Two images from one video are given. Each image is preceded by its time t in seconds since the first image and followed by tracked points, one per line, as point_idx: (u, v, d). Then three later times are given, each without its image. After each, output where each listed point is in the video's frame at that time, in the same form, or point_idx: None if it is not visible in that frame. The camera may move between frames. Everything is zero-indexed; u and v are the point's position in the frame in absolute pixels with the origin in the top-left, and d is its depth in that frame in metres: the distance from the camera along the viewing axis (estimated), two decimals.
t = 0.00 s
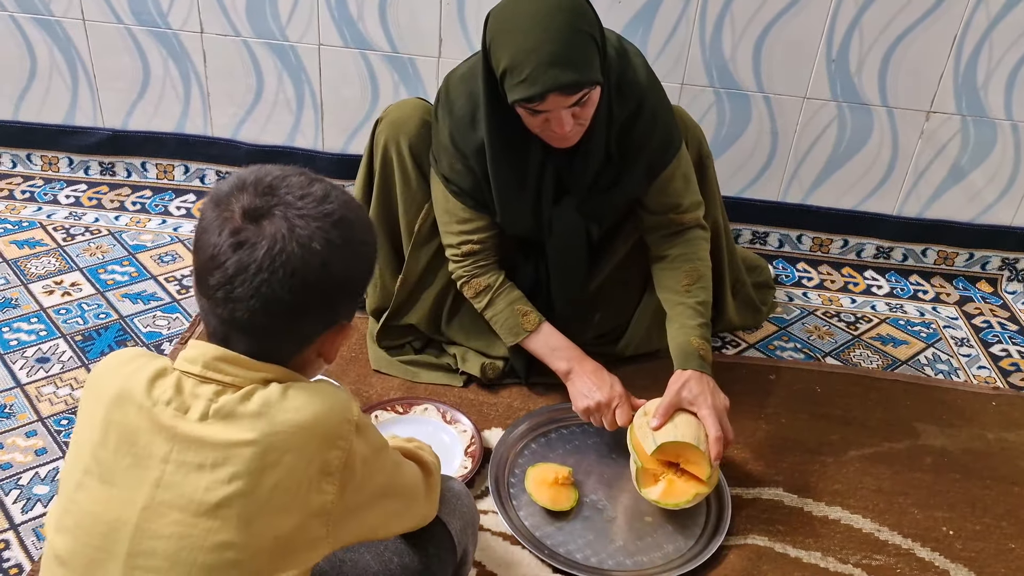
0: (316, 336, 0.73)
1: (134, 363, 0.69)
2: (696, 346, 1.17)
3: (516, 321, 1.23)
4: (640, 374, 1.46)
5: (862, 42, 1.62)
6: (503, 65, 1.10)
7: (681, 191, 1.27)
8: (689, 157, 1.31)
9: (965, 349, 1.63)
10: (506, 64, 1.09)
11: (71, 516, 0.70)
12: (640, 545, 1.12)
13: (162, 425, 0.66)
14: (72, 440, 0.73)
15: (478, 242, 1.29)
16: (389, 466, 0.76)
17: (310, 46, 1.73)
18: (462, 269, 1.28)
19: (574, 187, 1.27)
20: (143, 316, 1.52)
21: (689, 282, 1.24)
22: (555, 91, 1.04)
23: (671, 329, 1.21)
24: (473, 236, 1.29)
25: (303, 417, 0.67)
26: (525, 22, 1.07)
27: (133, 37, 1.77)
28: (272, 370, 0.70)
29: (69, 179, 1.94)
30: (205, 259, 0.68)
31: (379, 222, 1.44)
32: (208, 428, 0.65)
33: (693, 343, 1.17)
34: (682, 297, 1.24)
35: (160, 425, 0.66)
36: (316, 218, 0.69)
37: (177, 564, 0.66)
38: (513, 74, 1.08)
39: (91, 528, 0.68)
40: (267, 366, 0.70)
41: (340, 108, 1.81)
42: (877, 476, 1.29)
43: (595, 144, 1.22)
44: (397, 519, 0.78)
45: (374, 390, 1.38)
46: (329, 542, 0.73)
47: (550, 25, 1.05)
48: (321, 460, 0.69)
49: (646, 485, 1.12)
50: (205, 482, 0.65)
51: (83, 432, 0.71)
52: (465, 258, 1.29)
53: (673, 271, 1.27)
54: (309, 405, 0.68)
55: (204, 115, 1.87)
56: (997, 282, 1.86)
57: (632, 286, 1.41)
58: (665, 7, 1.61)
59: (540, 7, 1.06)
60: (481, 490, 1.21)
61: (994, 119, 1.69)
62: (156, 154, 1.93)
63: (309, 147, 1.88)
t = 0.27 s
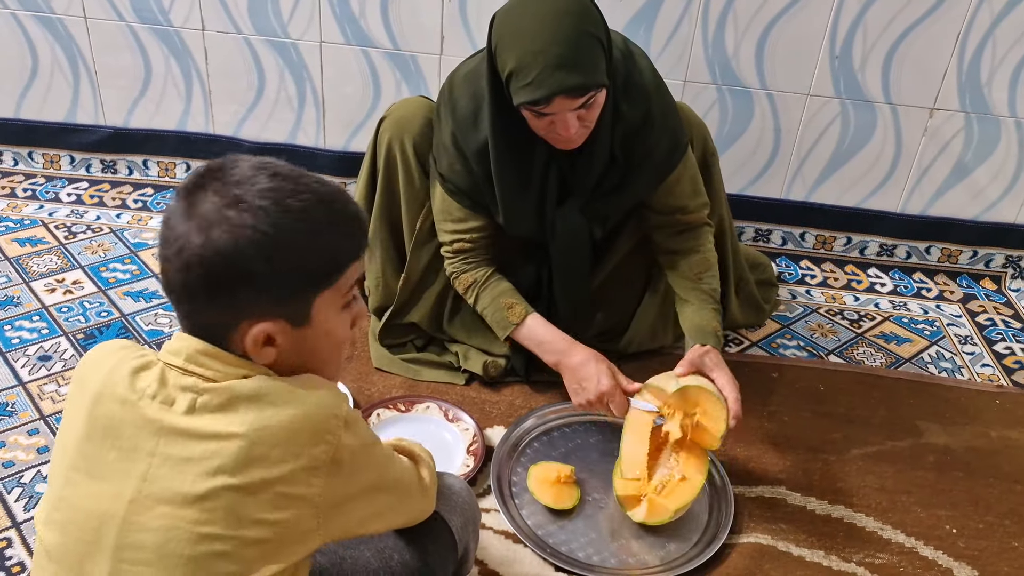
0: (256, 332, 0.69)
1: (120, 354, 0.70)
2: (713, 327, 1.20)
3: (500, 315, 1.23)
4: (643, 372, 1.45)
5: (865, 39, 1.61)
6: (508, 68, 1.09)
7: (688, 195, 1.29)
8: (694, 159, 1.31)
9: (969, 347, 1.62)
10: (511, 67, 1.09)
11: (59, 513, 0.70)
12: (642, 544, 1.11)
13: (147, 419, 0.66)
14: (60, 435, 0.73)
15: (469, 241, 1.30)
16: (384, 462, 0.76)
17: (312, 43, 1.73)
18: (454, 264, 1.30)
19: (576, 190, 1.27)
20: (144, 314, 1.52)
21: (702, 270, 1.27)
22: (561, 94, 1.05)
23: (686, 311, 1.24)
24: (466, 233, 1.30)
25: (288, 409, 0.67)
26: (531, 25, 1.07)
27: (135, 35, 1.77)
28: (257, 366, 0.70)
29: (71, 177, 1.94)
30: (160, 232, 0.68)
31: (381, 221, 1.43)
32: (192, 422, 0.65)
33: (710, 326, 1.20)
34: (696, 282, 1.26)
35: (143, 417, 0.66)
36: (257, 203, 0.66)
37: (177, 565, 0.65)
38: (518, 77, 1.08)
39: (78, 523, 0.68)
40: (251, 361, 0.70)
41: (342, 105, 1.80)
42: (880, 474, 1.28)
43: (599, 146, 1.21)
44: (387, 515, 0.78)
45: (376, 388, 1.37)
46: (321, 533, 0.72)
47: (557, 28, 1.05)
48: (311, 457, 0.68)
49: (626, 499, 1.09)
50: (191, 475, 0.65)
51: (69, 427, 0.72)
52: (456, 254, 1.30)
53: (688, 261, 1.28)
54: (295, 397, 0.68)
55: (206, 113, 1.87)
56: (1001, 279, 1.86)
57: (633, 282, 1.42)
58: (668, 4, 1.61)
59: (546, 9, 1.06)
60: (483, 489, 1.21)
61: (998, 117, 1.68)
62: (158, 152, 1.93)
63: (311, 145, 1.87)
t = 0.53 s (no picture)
0: (195, 343, 0.68)
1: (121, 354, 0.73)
2: (727, 330, 1.23)
3: (491, 316, 1.24)
4: (644, 371, 1.45)
5: (867, 36, 1.61)
6: (511, 65, 1.09)
7: (689, 195, 1.29)
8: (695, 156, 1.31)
9: (971, 344, 1.62)
10: (515, 65, 1.08)
11: (48, 520, 0.72)
12: (644, 544, 1.12)
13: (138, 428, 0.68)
14: (60, 437, 0.76)
15: (466, 241, 1.31)
16: (373, 478, 0.77)
17: (313, 43, 1.73)
18: (449, 262, 1.31)
19: (580, 188, 1.27)
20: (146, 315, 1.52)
21: (711, 271, 1.29)
22: (565, 91, 1.04)
23: (699, 314, 1.26)
24: (464, 232, 1.31)
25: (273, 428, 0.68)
26: (534, 23, 1.07)
27: (136, 36, 1.77)
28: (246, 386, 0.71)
29: (73, 178, 1.94)
30: (121, 233, 0.70)
31: (381, 220, 1.43)
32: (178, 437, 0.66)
33: (724, 329, 1.23)
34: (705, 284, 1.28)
35: (134, 426, 0.68)
36: (206, 216, 0.66)
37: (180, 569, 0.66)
38: (523, 75, 1.07)
39: (64, 532, 0.69)
40: (237, 381, 0.71)
41: (343, 105, 1.80)
42: (882, 473, 1.28)
43: (602, 144, 1.21)
44: (378, 527, 0.79)
45: (377, 388, 1.38)
46: (300, 546, 0.73)
47: (561, 25, 1.05)
48: (298, 471, 0.69)
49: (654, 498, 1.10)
50: (173, 490, 0.66)
51: (67, 430, 0.74)
52: (452, 253, 1.31)
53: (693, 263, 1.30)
54: (283, 421, 0.69)
55: (207, 113, 1.87)
56: (1003, 277, 1.86)
57: (636, 276, 1.42)
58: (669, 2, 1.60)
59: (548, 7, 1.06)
60: (486, 489, 1.21)
61: (1000, 114, 1.68)
62: (159, 152, 1.93)
63: (313, 145, 1.88)
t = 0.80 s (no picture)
0: (178, 369, 0.66)
1: (119, 365, 0.74)
2: (723, 322, 1.23)
3: (518, 317, 1.23)
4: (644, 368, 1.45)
5: (862, 30, 1.61)
6: (509, 65, 1.09)
7: (686, 191, 1.29)
8: (690, 150, 1.31)
9: (971, 336, 1.62)
10: (512, 65, 1.08)
11: (46, 535, 0.72)
12: (646, 541, 1.12)
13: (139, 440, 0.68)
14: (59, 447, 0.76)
15: (482, 239, 1.29)
16: (374, 485, 0.77)
17: (307, 45, 1.72)
18: (468, 266, 1.30)
19: (580, 187, 1.27)
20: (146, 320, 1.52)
21: (707, 266, 1.30)
22: (564, 89, 1.04)
23: (695, 305, 1.26)
24: (481, 233, 1.29)
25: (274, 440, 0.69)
26: (530, 22, 1.07)
27: (130, 41, 1.77)
28: (246, 399, 0.70)
29: (70, 185, 1.94)
30: (88, 261, 0.68)
31: (381, 222, 1.43)
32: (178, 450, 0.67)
33: (721, 320, 1.23)
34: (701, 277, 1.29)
35: (134, 440, 0.68)
36: (167, 240, 0.63)
37: None
38: (520, 74, 1.07)
39: (63, 547, 0.69)
40: (234, 395, 0.70)
41: (339, 107, 1.80)
42: (884, 467, 1.28)
43: (601, 142, 1.21)
44: (377, 531, 0.79)
45: (377, 390, 1.38)
46: (301, 554, 0.73)
47: (557, 23, 1.05)
48: (298, 478, 0.69)
49: (683, 506, 1.07)
50: (174, 504, 0.66)
51: (67, 440, 0.74)
52: (469, 256, 1.30)
53: (691, 261, 1.31)
54: (284, 433, 0.69)
55: (203, 117, 1.87)
56: (1002, 268, 1.85)
57: (636, 268, 1.41)
58: None
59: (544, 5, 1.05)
60: (487, 489, 1.21)
61: (997, 105, 1.68)
62: (156, 157, 1.93)
63: (309, 147, 1.87)
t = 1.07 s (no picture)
0: (175, 393, 0.65)
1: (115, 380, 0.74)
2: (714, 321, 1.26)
3: (499, 312, 1.24)
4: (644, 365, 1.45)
5: (852, 20, 1.61)
6: (510, 65, 1.09)
7: (677, 192, 1.30)
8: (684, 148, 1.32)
9: (970, 324, 1.62)
10: (513, 65, 1.08)
11: (48, 554, 0.72)
12: (650, 539, 1.11)
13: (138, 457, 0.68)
14: (59, 465, 0.76)
15: (467, 239, 1.30)
16: (375, 495, 0.77)
17: (297, 52, 1.72)
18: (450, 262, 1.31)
19: (576, 184, 1.26)
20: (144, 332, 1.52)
21: (699, 266, 1.31)
22: (567, 88, 1.05)
23: (687, 305, 1.28)
24: (465, 231, 1.30)
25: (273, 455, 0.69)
26: (530, 22, 1.07)
27: (120, 53, 1.77)
28: (246, 416, 0.70)
29: (64, 198, 1.94)
30: (71, 291, 0.67)
31: (377, 226, 1.43)
32: (179, 467, 0.67)
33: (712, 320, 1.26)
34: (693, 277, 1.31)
35: (134, 457, 0.68)
36: (150, 266, 0.62)
37: None
38: (523, 74, 1.07)
39: (65, 566, 0.69)
40: (232, 412, 0.70)
41: (331, 113, 1.80)
42: (887, 457, 1.28)
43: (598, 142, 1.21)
44: (379, 540, 0.79)
45: (377, 395, 1.37)
46: (304, 566, 0.72)
47: (559, 22, 1.05)
48: (297, 491, 0.69)
49: (697, 505, 1.07)
50: (175, 522, 0.66)
51: (66, 459, 0.74)
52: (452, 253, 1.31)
53: (682, 262, 1.32)
54: (284, 449, 0.70)
55: (195, 127, 1.86)
56: (999, 254, 1.85)
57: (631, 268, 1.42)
58: None
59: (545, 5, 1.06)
60: (490, 491, 1.21)
61: (989, 92, 1.67)
62: (150, 168, 1.93)
63: (302, 154, 1.87)
